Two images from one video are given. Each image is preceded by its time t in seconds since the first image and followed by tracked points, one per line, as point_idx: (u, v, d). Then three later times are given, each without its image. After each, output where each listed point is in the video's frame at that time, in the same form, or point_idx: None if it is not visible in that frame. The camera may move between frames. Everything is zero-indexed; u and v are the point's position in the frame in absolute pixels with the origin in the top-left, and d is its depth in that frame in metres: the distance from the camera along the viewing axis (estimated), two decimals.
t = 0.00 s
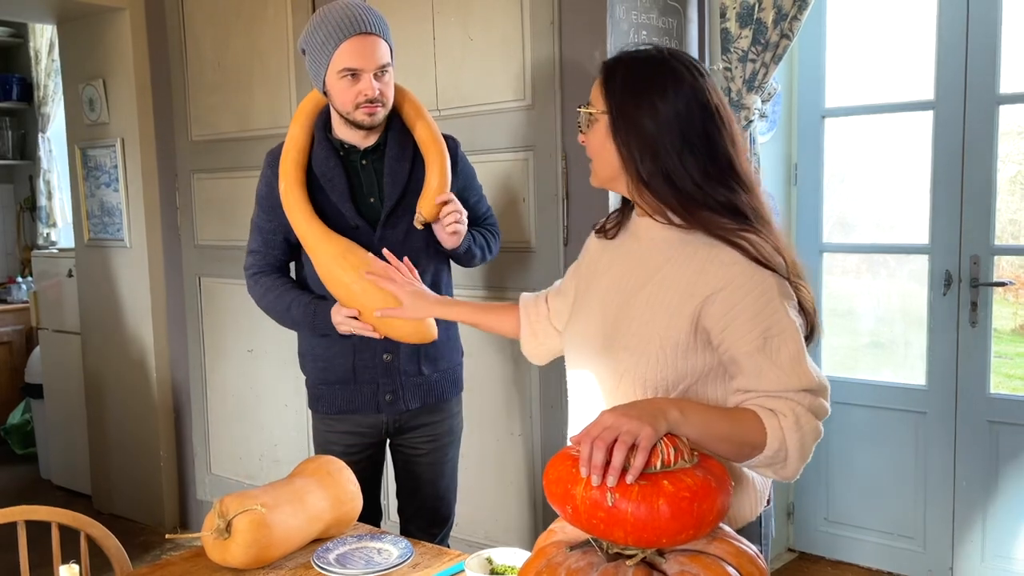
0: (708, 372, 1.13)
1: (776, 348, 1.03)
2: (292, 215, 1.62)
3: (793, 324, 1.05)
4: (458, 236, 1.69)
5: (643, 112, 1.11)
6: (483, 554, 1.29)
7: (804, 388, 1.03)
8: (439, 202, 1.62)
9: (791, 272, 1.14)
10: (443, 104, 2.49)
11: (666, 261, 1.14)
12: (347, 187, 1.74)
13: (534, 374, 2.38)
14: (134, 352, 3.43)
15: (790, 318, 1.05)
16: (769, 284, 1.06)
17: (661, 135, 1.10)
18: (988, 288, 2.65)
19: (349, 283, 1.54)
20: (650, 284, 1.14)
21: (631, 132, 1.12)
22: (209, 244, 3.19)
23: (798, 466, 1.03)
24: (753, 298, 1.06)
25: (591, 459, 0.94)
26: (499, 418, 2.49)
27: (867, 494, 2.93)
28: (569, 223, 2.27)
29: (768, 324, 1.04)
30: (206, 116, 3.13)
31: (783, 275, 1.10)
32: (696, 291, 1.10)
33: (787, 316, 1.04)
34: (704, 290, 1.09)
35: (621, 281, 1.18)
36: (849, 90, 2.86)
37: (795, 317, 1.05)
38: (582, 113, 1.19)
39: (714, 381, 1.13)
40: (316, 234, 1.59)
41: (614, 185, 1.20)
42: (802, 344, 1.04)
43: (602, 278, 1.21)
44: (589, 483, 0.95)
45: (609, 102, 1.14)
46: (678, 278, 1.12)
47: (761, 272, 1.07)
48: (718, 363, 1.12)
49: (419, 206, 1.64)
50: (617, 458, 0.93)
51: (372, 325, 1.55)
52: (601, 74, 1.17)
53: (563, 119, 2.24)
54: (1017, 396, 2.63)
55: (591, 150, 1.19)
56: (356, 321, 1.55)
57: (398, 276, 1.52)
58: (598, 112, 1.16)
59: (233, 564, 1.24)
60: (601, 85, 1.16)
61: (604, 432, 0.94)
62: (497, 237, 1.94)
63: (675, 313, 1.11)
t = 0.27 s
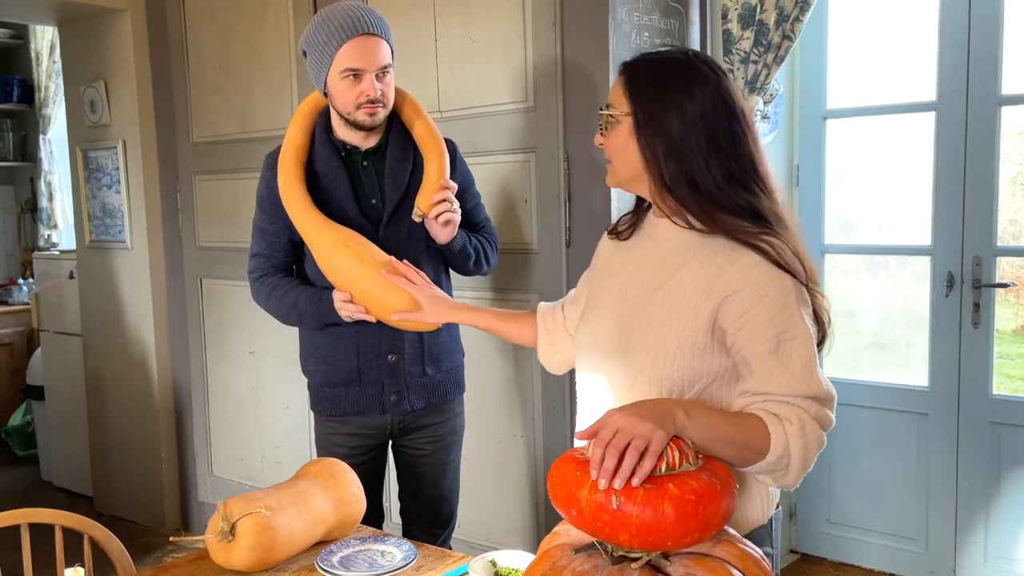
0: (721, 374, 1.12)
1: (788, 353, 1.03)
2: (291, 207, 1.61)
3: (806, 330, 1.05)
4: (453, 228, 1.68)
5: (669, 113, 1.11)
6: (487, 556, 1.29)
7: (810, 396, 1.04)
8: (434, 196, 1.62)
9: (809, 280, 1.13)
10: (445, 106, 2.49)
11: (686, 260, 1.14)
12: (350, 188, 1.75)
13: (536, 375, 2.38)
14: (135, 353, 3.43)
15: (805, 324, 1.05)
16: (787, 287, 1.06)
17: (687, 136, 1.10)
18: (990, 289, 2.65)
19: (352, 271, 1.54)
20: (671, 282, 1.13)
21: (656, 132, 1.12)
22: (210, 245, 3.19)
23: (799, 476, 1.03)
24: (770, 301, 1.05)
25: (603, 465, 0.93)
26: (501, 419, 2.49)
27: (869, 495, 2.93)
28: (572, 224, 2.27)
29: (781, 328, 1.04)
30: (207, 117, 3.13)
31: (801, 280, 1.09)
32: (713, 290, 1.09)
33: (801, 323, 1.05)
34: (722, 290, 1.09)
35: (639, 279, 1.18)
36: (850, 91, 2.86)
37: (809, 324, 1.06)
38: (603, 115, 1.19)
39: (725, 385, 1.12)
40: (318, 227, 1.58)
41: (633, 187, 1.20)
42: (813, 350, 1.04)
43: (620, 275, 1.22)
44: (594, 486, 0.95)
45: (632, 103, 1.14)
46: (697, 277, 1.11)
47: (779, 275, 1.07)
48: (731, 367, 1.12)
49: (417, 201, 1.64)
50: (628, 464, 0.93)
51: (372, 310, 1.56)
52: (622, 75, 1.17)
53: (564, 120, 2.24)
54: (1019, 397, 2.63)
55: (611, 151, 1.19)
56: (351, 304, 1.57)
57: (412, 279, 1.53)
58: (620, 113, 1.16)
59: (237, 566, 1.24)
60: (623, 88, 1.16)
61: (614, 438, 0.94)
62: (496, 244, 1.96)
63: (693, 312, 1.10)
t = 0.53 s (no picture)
0: (746, 368, 1.12)
1: (817, 344, 1.04)
2: (290, 194, 1.59)
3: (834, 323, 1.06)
4: (457, 215, 1.66)
5: (690, 114, 1.12)
6: (490, 561, 1.30)
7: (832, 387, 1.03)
8: (439, 184, 1.61)
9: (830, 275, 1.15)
10: (446, 109, 2.49)
11: (713, 255, 1.14)
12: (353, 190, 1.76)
13: (538, 377, 2.38)
14: (136, 356, 3.43)
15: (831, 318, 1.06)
16: (814, 282, 1.07)
17: (712, 137, 1.12)
18: (992, 291, 2.65)
19: (352, 245, 1.52)
20: (697, 275, 1.14)
21: (679, 134, 1.13)
22: (212, 248, 3.19)
23: (822, 466, 1.02)
24: (798, 293, 1.06)
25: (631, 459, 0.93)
26: (502, 421, 2.49)
27: (871, 497, 2.93)
28: (574, 226, 2.27)
29: (811, 320, 1.05)
30: (208, 120, 3.14)
31: (826, 274, 1.11)
32: (740, 284, 1.10)
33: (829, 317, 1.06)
34: (750, 284, 1.09)
35: (664, 274, 1.18)
36: (851, 94, 2.86)
37: (833, 315, 1.07)
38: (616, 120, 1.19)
39: (748, 378, 1.13)
40: (318, 210, 1.56)
41: (651, 190, 1.21)
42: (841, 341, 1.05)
43: (639, 269, 1.22)
44: (598, 491, 0.95)
45: (650, 107, 1.15)
46: (725, 271, 1.12)
47: (807, 269, 1.08)
48: (757, 360, 1.12)
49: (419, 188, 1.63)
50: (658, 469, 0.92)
51: (374, 286, 1.53)
52: (634, 81, 1.18)
53: (566, 123, 2.24)
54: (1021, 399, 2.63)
55: (627, 157, 1.19)
56: (350, 281, 1.54)
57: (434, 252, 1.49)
58: (636, 118, 1.17)
59: (239, 571, 1.24)
60: (636, 92, 1.17)
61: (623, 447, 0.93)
62: (494, 255, 1.99)
63: (721, 308, 1.11)
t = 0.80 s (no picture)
0: (775, 366, 1.12)
1: (846, 339, 1.06)
2: (289, 194, 1.59)
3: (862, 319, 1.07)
4: (456, 215, 1.65)
5: (741, 115, 1.12)
6: (495, 565, 1.32)
7: (864, 385, 1.05)
8: (439, 183, 1.60)
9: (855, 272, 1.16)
10: (448, 112, 2.49)
11: (739, 252, 1.14)
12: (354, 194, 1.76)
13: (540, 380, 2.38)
14: (139, 359, 3.43)
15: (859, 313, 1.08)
16: (843, 277, 1.08)
17: (752, 136, 1.12)
18: (995, 293, 2.65)
19: (350, 243, 1.49)
20: (722, 273, 1.13)
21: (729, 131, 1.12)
22: (215, 250, 3.20)
23: (858, 462, 1.02)
24: (830, 287, 1.07)
25: (668, 482, 0.93)
26: (505, 424, 2.49)
27: (874, 499, 2.93)
28: (576, 229, 2.27)
29: (841, 314, 1.06)
30: (211, 123, 3.14)
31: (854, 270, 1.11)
32: (772, 278, 1.10)
33: (857, 312, 1.07)
34: (780, 278, 1.09)
35: (690, 270, 1.17)
36: (853, 96, 2.86)
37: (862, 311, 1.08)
38: (649, 117, 1.15)
39: (779, 377, 1.13)
40: (317, 209, 1.55)
41: (682, 190, 1.18)
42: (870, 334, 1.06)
43: (662, 271, 1.21)
44: (604, 495, 0.97)
45: (694, 102, 1.13)
46: (755, 266, 1.11)
47: (837, 264, 1.08)
48: (785, 359, 1.12)
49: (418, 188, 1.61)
50: (695, 502, 0.93)
51: (372, 283, 1.51)
52: (669, 76, 1.15)
53: (569, 125, 2.24)
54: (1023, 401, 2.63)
55: (660, 155, 1.16)
56: (347, 279, 1.52)
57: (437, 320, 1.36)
58: (678, 112, 1.13)
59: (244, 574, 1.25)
60: (671, 88, 1.15)
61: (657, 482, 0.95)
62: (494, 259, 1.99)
63: (753, 305, 1.10)
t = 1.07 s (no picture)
0: (795, 367, 1.10)
1: (866, 341, 1.05)
2: (286, 196, 1.60)
3: (882, 320, 1.07)
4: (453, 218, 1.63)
5: (771, 110, 1.12)
6: (494, 564, 1.32)
7: (883, 387, 1.04)
8: (435, 184, 1.59)
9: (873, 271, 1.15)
10: (447, 112, 2.50)
11: (759, 250, 1.13)
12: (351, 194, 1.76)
13: (539, 379, 2.38)
14: (139, 359, 3.43)
15: (881, 314, 1.07)
16: (862, 278, 1.08)
17: (781, 130, 1.12)
18: (994, 292, 2.65)
19: (343, 246, 1.51)
20: (739, 271, 1.13)
21: (761, 126, 1.11)
22: (214, 251, 3.19)
23: (878, 467, 1.02)
24: (851, 289, 1.06)
25: (688, 495, 0.93)
26: (505, 424, 2.49)
27: (873, 499, 2.93)
28: (575, 228, 2.27)
29: (861, 316, 1.06)
30: (211, 124, 3.14)
31: (871, 270, 1.10)
32: (792, 279, 1.09)
33: (879, 313, 1.07)
34: (800, 280, 1.08)
35: (705, 270, 1.16)
36: (852, 96, 2.86)
37: (882, 312, 1.08)
38: (676, 109, 1.14)
39: (798, 380, 1.12)
40: (312, 211, 1.56)
41: (706, 185, 1.17)
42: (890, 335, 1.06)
43: (675, 270, 1.19)
44: (604, 494, 0.97)
45: (724, 95, 1.12)
46: (775, 268, 1.10)
47: (857, 265, 1.08)
48: (804, 361, 1.11)
49: (415, 191, 1.61)
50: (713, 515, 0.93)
51: (365, 287, 1.53)
52: (696, 69, 1.14)
53: (568, 126, 2.25)
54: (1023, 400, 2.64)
55: (687, 149, 1.14)
56: (341, 282, 1.54)
57: (438, 254, 1.44)
58: (708, 105, 1.12)
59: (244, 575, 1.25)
60: (698, 81, 1.13)
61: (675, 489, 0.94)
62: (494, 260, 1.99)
63: (772, 305, 1.09)
